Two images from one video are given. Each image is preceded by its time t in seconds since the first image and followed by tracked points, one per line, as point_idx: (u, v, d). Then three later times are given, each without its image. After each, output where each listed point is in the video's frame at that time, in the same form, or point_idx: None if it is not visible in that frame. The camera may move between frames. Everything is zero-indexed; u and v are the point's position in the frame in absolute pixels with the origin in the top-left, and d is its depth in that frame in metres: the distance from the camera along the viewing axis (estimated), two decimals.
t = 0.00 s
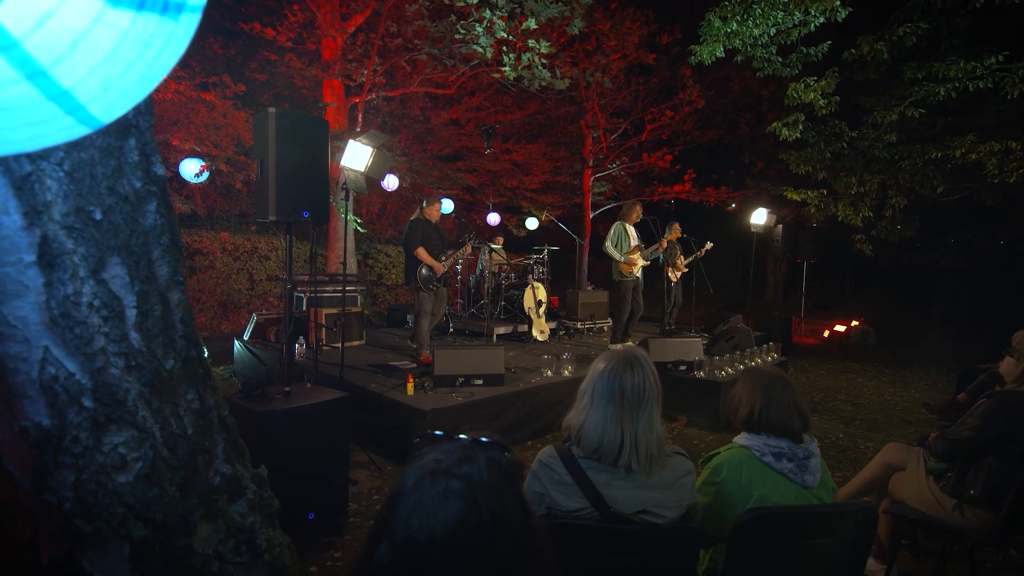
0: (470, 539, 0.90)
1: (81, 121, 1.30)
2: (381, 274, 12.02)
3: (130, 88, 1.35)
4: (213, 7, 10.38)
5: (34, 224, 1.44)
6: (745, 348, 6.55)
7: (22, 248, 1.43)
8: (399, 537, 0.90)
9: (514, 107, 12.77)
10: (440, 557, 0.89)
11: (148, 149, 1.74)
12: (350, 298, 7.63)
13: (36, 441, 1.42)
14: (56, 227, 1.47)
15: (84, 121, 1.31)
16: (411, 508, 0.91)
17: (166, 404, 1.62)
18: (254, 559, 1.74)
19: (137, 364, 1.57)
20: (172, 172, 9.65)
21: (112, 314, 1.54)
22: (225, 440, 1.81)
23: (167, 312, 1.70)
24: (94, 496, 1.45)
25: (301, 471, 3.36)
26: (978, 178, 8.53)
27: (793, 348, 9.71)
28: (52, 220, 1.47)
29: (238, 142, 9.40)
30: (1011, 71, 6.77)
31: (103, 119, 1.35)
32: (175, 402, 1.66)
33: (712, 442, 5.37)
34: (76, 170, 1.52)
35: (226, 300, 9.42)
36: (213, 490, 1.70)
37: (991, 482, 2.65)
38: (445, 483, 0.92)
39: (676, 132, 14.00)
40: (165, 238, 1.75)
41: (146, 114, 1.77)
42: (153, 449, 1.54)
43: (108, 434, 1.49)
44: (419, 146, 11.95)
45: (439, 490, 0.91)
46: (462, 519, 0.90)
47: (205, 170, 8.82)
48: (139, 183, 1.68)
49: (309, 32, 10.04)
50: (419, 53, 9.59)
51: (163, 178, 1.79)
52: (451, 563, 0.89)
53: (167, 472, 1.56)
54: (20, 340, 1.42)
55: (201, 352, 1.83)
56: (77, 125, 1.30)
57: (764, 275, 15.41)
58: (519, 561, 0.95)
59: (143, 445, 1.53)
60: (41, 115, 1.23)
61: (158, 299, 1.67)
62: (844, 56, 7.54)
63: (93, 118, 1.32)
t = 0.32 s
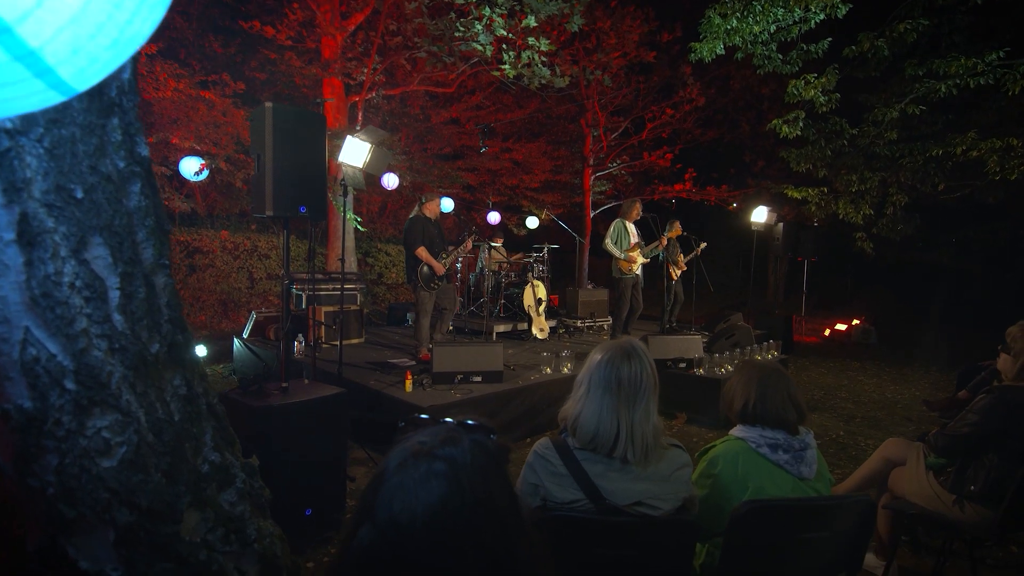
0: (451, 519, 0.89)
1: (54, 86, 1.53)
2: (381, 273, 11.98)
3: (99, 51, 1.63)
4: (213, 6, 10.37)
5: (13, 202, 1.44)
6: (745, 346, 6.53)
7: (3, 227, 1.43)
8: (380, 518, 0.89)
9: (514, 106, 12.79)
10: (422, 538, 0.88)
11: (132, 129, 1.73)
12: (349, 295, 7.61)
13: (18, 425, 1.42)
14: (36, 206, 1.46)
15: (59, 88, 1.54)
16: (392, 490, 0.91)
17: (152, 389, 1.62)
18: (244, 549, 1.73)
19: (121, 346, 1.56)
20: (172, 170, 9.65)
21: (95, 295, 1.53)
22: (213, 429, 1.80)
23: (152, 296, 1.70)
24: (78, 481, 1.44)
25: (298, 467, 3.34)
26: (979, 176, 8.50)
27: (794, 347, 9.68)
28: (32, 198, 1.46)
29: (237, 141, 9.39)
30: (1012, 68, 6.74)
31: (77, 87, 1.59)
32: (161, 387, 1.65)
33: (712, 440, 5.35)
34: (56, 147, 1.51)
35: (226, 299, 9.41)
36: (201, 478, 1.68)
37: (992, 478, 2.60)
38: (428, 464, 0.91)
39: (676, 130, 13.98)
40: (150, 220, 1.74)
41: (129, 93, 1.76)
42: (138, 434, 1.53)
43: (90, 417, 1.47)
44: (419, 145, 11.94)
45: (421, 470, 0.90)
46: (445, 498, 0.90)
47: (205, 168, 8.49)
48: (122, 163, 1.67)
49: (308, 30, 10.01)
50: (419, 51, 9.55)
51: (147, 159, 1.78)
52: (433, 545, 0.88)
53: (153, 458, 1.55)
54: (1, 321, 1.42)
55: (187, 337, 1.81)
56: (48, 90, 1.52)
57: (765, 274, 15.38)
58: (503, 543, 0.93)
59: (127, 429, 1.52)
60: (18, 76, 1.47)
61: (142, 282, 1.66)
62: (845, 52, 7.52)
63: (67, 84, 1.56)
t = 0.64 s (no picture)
0: (427, 502, 0.88)
1: (21, 57, 1.56)
2: (380, 272, 11.92)
3: (64, 23, 1.64)
4: (211, 4, 10.35)
5: None
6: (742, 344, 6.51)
7: None
8: (356, 501, 0.89)
9: (513, 105, 12.81)
10: (395, 521, 0.88)
11: (110, 112, 1.73)
12: (347, 294, 7.59)
13: None
14: (10, 185, 1.50)
15: (26, 59, 1.57)
16: (367, 473, 0.90)
17: (133, 374, 1.63)
18: (229, 540, 1.73)
19: (99, 331, 1.58)
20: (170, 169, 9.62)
21: (71, 278, 1.56)
22: (197, 418, 1.78)
23: (133, 282, 1.71)
24: (58, 467, 1.46)
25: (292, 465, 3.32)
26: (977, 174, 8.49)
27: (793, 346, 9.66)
28: (6, 178, 1.50)
29: (235, 140, 9.37)
30: (1010, 65, 6.73)
31: (45, 57, 1.60)
32: (143, 373, 1.66)
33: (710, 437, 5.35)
34: (31, 127, 1.54)
35: (224, 298, 9.37)
36: (185, 468, 1.68)
37: (990, 473, 2.60)
38: (406, 448, 0.90)
39: (676, 129, 13.97)
40: (130, 205, 1.75)
41: (110, 79, 1.77)
42: (118, 422, 1.54)
43: (68, 404, 1.49)
44: (418, 144, 11.94)
45: (400, 453, 0.89)
46: (422, 481, 0.89)
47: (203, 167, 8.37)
48: (101, 146, 1.68)
49: (307, 29, 9.97)
50: (418, 49, 9.51)
51: (126, 142, 1.78)
52: (407, 530, 0.88)
53: (133, 447, 1.56)
54: None
55: (171, 324, 1.81)
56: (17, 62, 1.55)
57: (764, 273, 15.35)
58: (480, 527, 0.92)
59: (107, 417, 1.53)
60: None
61: (121, 268, 1.67)
62: (843, 50, 7.52)
63: (33, 54, 1.58)
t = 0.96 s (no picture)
0: (397, 488, 0.87)
1: None
2: (378, 271, 11.85)
3: None
4: (209, 3, 10.35)
5: None
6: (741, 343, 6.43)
7: None
8: (327, 489, 0.89)
9: (511, 103, 12.81)
10: (365, 508, 0.87)
11: (83, 96, 1.54)
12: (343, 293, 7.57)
13: None
14: None
15: None
16: (339, 463, 0.90)
17: (107, 364, 1.47)
18: (210, 533, 1.60)
19: (73, 320, 1.42)
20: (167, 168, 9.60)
21: (43, 265, 1.39)
22: (177, 408, 1.64)
23: (110, 271, 1.54)
24: (28, 458, 1.30)
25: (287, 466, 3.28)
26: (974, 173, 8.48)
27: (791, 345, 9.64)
28: None
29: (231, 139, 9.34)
30: (1006, 63, 6.75)
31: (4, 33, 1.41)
32: (117, 364, 1.49)
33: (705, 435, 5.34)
34: None
35: (220, 297, 9.32)
36: (163, 461, 1.54)
37: (983, 469, 2.59)
38: (378, 436, 0.90)
39: (673, 128, 13.97)
40: (106, 190, 1.57)
41: (84, 59, 1.57)
42: (93, 411, 1.39)
43: (40, 393, 1.34)
44: (416, 143, 11.92)
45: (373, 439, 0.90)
46: (392, 468, 0.88)
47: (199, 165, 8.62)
48: (73, 130, 1.50)
49: (304, 28, 9.95)
50: (415, 46, 9.45)
51: (101, 128, 1.59)
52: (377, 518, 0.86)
53: (109, 437, 1.41)
54: None
55: (148, 315, 1.64)
56: None
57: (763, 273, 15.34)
58: (455, 516, 0.90)
59: (81, 405, 1.38)
60: None
61: (96, 256, 1.50)
62: (840, 48, 7.52)
63: None
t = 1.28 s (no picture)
0: (361, 477, 0.87)
1: None
2: (373, 271, 11.82)
3: None
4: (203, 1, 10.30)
5: None
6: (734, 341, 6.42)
7: None
8: (289, 479, 0.88)
9: (507, 102, 12.81)
10: (328, 497, 0.86)
11: (50, 82, 1.37)
12: (337, 292, 7.53)
13: None
14: None
15: None
16: (302, 453, 0.90)
17: (75, 356, 1.34)
18: (187, 530, 1.49)
19: (37, 310, 1.29)
20: (160, 166, 9.56)
21: (3, 254, 1.26)
22: (152, 404, 1.52)
23: (77, 265, 1.39)
24: None
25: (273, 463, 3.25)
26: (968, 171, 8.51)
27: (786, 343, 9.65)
28: None
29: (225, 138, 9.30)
30: (1000, 61, 6.79)
31: None
32: (87, 355, 1.36)
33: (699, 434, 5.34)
34: None
35: (214, 296, 9.28)
36: (137, 454, 1.42)
37: (973, 463, 2.58)
38: (343, 426, 0.90)
39: (669, 128, 13.99)
40: (74, 180, 1.41)
41: (51, 47, 1.39)
42: (60, 404, 1.26)
43: (1, 383, 1.21)
44: (412, 142, 11.88)
45: (338, 428, 0.89)
46: (357, 457, 0.88)
47: (194, 164, 8.59)
48: (38, 117, 1.34)
49: (299, 26, 9.91)
50: (409, 45, 9.40)
51: (69, 116, 1.42)
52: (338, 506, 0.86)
53: (78, 430, 1.28)
54: None
55: (120, 307, 1.50)
56: None
57: (759, 272, 15.36)
58: (419, 507, 0.90)
59: (47, 398, 1.25)
60: None
61: (61, 246, 1.35)
62: (834, 48, 7.53)
63: None
